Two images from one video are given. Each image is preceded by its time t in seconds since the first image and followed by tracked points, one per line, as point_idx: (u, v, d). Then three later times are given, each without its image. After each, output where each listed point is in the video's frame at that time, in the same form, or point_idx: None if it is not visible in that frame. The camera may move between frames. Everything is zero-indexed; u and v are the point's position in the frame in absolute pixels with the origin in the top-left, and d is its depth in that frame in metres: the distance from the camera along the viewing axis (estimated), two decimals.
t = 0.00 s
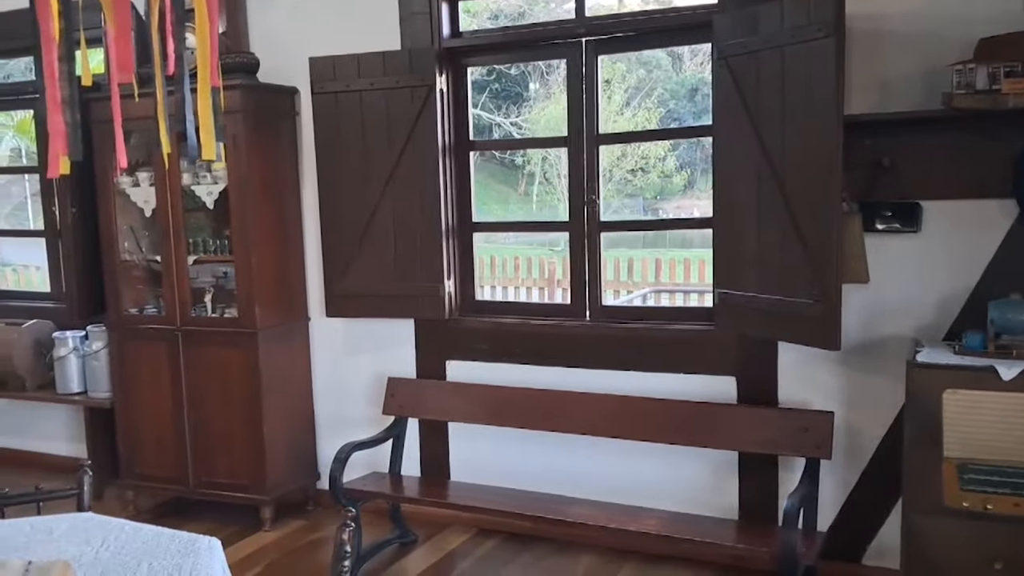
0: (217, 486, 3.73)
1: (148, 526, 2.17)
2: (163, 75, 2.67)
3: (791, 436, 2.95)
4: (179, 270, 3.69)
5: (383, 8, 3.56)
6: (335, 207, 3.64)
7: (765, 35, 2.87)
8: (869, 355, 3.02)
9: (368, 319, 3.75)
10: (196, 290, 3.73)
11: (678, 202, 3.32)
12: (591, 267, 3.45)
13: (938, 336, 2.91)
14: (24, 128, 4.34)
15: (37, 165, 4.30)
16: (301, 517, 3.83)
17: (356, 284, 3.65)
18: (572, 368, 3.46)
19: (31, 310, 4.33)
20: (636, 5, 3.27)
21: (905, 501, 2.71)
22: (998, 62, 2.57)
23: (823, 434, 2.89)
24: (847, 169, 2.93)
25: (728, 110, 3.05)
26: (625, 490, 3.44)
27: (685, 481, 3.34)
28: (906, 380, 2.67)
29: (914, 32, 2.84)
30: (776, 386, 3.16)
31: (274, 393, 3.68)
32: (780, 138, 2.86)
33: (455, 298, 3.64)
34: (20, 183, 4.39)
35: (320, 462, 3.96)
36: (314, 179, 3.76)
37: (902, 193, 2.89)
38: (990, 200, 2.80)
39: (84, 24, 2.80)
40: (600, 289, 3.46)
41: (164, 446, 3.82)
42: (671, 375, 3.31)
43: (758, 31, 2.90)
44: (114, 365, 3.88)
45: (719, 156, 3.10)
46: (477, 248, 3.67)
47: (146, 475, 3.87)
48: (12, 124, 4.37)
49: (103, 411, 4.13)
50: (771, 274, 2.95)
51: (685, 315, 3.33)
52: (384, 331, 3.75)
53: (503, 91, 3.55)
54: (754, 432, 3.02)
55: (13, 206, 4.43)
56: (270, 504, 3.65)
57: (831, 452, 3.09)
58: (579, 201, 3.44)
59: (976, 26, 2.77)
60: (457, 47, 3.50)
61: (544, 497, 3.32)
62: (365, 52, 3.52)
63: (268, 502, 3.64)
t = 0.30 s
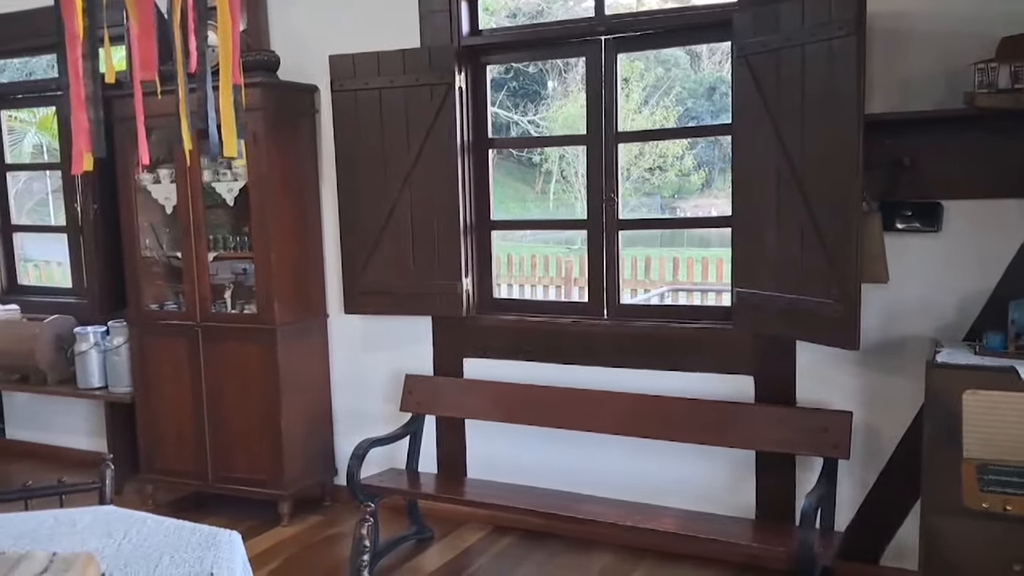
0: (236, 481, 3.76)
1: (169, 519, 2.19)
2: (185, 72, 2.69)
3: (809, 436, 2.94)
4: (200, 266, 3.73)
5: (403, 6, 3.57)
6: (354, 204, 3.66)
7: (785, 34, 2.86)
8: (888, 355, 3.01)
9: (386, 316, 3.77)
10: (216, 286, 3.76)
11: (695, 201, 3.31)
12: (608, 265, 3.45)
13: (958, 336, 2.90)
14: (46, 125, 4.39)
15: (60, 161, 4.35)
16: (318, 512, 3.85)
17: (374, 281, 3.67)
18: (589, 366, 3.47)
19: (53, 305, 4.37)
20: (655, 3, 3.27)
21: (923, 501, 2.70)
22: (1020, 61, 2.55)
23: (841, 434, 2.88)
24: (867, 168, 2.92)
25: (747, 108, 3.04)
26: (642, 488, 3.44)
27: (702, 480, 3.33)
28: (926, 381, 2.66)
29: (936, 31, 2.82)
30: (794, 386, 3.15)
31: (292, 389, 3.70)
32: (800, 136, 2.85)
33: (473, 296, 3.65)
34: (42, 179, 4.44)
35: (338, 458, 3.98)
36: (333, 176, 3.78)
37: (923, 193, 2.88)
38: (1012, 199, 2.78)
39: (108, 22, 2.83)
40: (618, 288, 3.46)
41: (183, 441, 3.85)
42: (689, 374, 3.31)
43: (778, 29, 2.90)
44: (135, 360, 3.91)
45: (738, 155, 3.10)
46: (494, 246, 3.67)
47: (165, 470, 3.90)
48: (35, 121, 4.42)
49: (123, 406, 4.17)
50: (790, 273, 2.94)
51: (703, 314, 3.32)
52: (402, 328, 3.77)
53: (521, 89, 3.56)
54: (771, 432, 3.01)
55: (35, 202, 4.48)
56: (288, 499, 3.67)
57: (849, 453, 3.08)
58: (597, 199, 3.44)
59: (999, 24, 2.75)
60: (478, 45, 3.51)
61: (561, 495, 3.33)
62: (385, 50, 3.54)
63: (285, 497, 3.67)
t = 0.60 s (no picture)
0: (255, 476, 3.79)
1: (191, 513, 2.22)
2: (207, 70, 2.72)
3: (828, 435, 2.93)
4: (221, 263, 3.76)
5: (423, 4, 3.58)
6: (373, 202, 3.68)
7: (806, 32, 2.85)
8: (908, 355, 2.99)
9: (404, 313, 3.79)
10: (236, 283, 3.78)
11: (713, 199, 3.31)
12: (627, 263, 3.45)
13: (979, 336, 2.88)
14: (68, 121, 4.42)
15: (81, 158, 4.39)
16: (336, 508, 3.88)
17: (393, 278, 3.69)
18: (607, 364, 3.47)
19: (75, 300, 4.42)
20: None
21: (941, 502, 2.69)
22: None
23: (859, 433, 2.87)
24: (888, 167, 2.91)
25: (767, 107, 3.03)
26: (659, 487, 3.44)
27: (719, 479, 3.33)
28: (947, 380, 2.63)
29: (959, 28, 2.80)
30: (813, 385, 3.14)
31: (311, 385, 3.73)
32: (820, 136, 2.84)
33: (491, 293, 3.66)
34: (64, 176, 4.48)
35: (355, 453, 4.00)
36: (352, 174, 3.80)
37: (944, 192, 2.86)
38: None
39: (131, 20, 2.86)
40: (635, 286, 3.46)
41: (203, 436, 3.88)
42: (707, 372, 3.30)
43: (799, 27, 2.88)
44: (156, 356, 3.95)
45: (757, 153, 3.09)
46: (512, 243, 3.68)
47: (185, 464, 3.94)
48: (57, 118, 4.46)
49: (144, 400, 4.21)
50: (809, 272, 2.93)
51: (722, 312, 3.32)
52: (420, 325, 3.78)
53: (539, 86, 3.56)
54: (790, 431, 3.01)
55: (57, 198, 4.52)
56: (305, 494, 3.70)
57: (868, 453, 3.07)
58: (616, 197, 3.43)
59: None
60: (497, 42, 3.51)
61: (578, 493, 3.33)
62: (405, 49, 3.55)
63: (304, 493, 3.70)
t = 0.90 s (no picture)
0: (282, 472, 3.82)
1: (222, 507, 2.24)
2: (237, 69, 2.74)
3: (856, 434, 2.91)
4: (248, 260, 3.79)
5: (449, 2, 3.59)
6: (399, 200, 3.69)
7: (835, 29, 2.83)
8: (937, 354, 2.97)
9: (429, 310, 3.80)
10: (263, 280, 3.81)
11: (739, 196, 3.29)
12: (653, 261, 3.44)
13: (1010, 335, 2.85)
14: (96, 119, 4.47)
15: (110, 155, 4.44)
16: (361, 504, 3.90)
17: (418, 275, 3.71)
18: (633, 362, 3.46)
19: (104, 296, 4.47)
20: None
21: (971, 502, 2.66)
22: None
23: (888, 433, 2.85)
24: (918, 164, 2.88)
25: (795, 104, 3.01)
26: (684, 485, 3.43)
27: (746, 478, 3.32)
28: (977, 380, 2.60)
29: (990, 24, 2.77)
30: (840, 384, 3.12)
31: (337, 382, 3.75)
32: (849, 133, 2.82)
33: (516, 290, 3.66)
34: (93, 173, 4.53)
35: (380, 450, 4.02)
36: (378, 172, 3.82)
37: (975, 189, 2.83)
38: None
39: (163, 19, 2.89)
40: (662, 284, 3.45)
41: (230, 432, 3.92)
42: (733, 371, 3.29)
43: (828, 23, 2.86)
44: (184, 352, 3.99)
45: (785, 150, 3.07)
46: (537, 241, 3.68)
47: (212, 459, 3.98)
48: (85, 116, 4.50)
49: (172, 395, 4.25)
50: (838, 271, 2.91)
51: (748, 311, 3.30)
52: (445, 322, 3.79)
53: (563, 83, 3.56)
54: (817, 430, 2.99)
55: (86, 195, 4.57)
56: (331, 490, 3.73)
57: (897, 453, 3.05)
58: (643, 195, 3.43)
59: None
60: (523, 40, 3.51)
61: (603, 491, 3.33)
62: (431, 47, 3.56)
63: (330, 488, 3.72)
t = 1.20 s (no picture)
0: (316, 468, 3.85)
1: (259, 502, 2.26)
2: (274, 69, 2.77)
3: (895, 435, 2.87)
4: (283, 257, 3.81)
5: None
6: (433, 197, 3.70)
7: (875, 24, 2.79)
8: (979, 354, 2.92)
9: (462, 308, 3.81)
10: (297, 277, 3.84)
11: (771, 194, 3.27)
12: (688, 259, 3.42)
13: None
14: (133, 118, 4.52)
15: (147, 154, 4.49)
16: (394, 500, 3.92)
17: (452, 272, 3.71)
18: (667, 360, 3.45)
19: (140, 293, 4.52)
20: None
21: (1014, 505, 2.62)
22: None
23: (928, 433, 2.80)
24: (959, 161, 2.83)
25: (833, 101, 2.98)
26: (719, 485, 3.41)
27: (782, 478, 3.29)
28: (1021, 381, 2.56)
29: None
30: (878, 385, 3.08)
31: (370, 379, 3.77)
32: (888, 130, 2.79)
33: (549, 288, 3.66)
34: (130, 171, 4.58)
35: (413, 447, 4.03)
36: (412, 170, 3.83)
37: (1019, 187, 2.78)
38: None
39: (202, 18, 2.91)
40: (697, 282, 3.43)
41: (265, 427, 3.95)
42: (769, 370, 3.26)
43: (867, 19, 2.83)
44: (220, 348, 4.03)
45: (823, 148, 3.04)
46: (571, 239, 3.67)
47: (247, 455, 4.01)
48: (122, 114, 4.56)
49: (208, 391, 4.30)
50: (877, 270, 2.87)
51: (785, 310, 3.27)
52: (478, 319, 3.80)
53: (595, 80, 3.55)
54: (855, 430, 2.95)
55: (122, 192, 4.63)
56: (364, 487, 3.75)
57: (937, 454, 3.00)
58: (678, 193, 3.41)
59: None
60: (558, 37, 3.50)
61: (636, 490, 3.31)
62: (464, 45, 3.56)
63: (363, 484, 3.74)
